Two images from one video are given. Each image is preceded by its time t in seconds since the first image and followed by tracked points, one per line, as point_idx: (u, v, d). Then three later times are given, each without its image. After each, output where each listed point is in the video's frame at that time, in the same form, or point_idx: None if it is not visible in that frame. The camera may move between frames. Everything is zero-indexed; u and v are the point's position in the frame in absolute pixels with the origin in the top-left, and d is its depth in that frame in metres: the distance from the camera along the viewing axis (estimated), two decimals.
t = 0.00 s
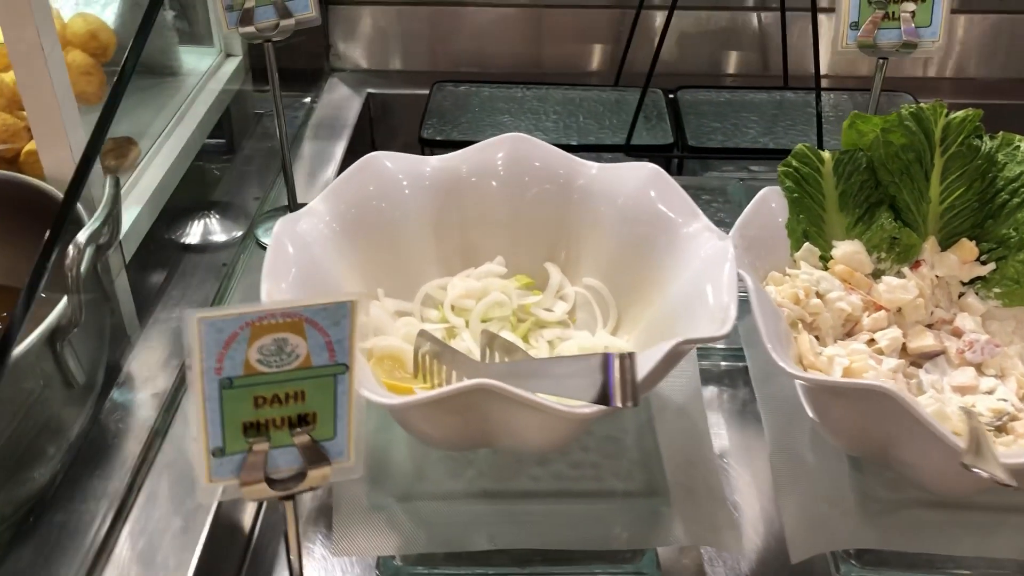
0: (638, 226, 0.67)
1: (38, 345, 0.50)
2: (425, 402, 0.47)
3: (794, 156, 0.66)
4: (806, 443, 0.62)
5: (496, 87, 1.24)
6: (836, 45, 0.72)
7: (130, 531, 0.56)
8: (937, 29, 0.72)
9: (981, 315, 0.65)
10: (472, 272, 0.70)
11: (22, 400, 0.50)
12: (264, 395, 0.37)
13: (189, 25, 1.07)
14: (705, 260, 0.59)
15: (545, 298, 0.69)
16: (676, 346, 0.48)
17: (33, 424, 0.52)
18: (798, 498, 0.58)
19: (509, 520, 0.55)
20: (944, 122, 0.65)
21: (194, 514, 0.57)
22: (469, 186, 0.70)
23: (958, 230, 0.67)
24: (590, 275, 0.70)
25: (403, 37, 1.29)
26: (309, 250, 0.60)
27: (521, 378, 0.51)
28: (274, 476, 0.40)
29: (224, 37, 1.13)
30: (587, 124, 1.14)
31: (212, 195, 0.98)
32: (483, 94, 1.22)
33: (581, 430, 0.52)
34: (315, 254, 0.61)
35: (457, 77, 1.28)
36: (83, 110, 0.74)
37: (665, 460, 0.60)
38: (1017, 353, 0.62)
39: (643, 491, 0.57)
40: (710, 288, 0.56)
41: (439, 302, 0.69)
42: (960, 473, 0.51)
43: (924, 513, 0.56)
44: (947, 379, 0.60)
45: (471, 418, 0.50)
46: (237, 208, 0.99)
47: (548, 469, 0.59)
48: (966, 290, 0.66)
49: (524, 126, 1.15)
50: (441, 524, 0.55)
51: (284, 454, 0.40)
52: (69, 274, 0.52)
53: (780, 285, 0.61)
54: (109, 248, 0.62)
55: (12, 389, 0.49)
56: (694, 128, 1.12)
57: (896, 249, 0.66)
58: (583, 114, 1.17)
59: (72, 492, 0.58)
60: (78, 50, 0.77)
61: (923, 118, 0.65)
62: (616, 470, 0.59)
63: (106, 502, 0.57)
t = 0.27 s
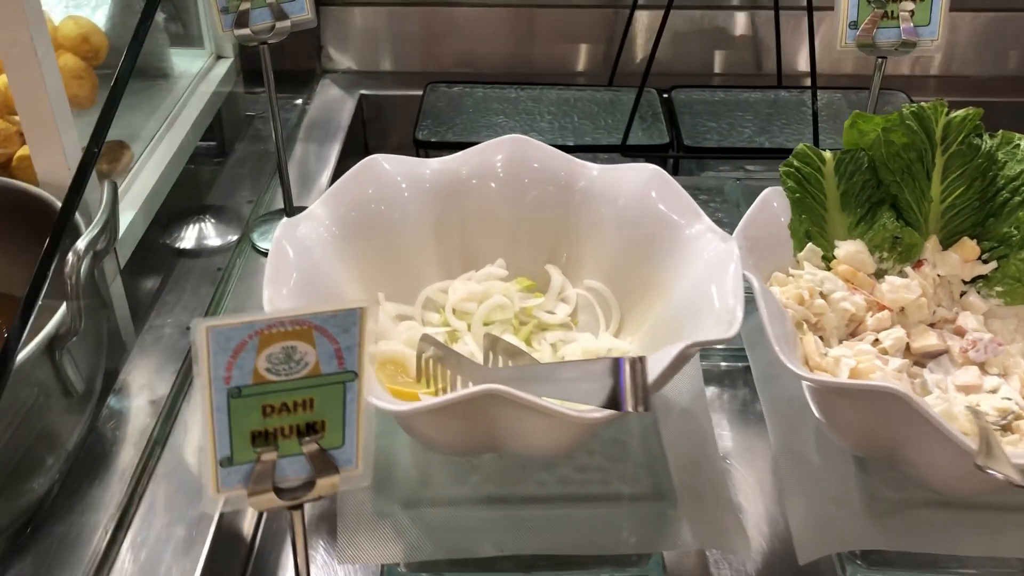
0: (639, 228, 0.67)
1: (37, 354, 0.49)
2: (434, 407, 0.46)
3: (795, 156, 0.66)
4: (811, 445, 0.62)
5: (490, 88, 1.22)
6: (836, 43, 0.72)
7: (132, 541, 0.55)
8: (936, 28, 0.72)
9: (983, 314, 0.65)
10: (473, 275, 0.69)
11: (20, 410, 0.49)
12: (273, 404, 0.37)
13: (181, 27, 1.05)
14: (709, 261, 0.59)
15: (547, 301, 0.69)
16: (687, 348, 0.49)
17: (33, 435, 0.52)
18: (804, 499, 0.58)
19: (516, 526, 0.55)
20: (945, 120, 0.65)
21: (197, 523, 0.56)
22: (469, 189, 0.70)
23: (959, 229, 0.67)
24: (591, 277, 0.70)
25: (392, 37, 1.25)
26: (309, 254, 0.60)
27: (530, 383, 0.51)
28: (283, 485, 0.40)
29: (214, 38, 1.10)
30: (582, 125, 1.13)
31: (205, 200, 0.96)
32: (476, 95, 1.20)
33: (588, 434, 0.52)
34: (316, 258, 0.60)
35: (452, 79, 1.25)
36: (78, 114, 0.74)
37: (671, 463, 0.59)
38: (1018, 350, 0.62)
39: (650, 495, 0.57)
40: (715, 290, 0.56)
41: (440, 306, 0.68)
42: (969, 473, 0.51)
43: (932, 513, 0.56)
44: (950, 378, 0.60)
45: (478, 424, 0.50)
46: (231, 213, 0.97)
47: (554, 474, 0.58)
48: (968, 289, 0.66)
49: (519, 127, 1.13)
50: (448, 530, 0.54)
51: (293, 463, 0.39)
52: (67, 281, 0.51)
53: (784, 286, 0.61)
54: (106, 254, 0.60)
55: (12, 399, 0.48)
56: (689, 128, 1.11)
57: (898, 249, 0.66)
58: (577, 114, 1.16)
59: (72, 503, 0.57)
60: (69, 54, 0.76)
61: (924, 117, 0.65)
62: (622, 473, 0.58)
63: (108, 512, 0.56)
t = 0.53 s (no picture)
0: (641, 228, 0.66)
1: (37, 364, 0.48)
2: (445, 413, 0.46)
3: (796, 155, 0.67)
4: (817, 443, 0.62)
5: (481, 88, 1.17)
6: (835, 39, 0.71)
7: (137, 553, 0.54)
8: (932, 25, 0.72)
9: (984, 309, 0.65)
10: (474, 278, 0.69)
11: (21, 423, 0.48)
12: (286, 414, 0.36)
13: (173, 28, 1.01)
14: (714, 261, 0.59)
15: (549, 302, 0.68)
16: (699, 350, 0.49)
17: (32, 449, 0.51)
18: (812, 498, 0.58)
19: (525, 530, 0.54)
20: (945, 117, 0.65)
21: (200, 533, 0.55)
22: (469, 190, 0.69)
23: (959, 225, 0.67)
24: (593, 278, 0.70)
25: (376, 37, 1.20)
26: (310, 258, 0.59)
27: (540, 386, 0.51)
28: (295, 495, 0.39)
29: (201, 39, 1.06)
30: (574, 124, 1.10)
31: (197, 204, 0.93)
32: (468, 95, 1.14)
33: (597, 437, 0.52)
34: (317, 261, 0.59)
35: (441, 79, 1.21)
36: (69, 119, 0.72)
37: (678, 464, 0.59)
38: (1020, 346, 0.62)
39: (658, 497, 0.57)
40: (721, 290, 0.56)
41: (441, 309, 0.67)
42: (979, 470, 0.50)
43: (939, 510, 0.56)
44: (954, 375, 0.60)
45: (487, 428, 0.49)
46: (223, 215, 0.94)
47: (561, 477, 0.58)
48: (968, 285, 0.66)
49: (513, 128, 1.09)
50: (456, 536, 0.54)
51: (305, 472, 0.39)
52: (67, 289, 0.51)
53: (788, 285, 0.61)
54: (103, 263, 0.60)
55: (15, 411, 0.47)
56: (683, 127, 1.08)
57: (900, 246, 0.66)
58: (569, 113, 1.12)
59: (73, 515, 0.55)
60: (58, 57, 0.74)
61: (924, 114, 0.65)
62: (630, 476, 0.58)
63: (111, 523, 0.55)
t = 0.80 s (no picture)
0: (641, 227, 0.66)
1: (37, 368, 0.48)
2: (451, 414, 0.46)
3: (795, 152, 0.67)
4: (819, 441, 0.62)
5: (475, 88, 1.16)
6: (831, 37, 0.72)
7: (138, 558, 0.54)
8: (929, 22, 0.72)
9: (983, 305, 0.65)
10: (475, 277, 0.68)
11: (21, 428, 0.47)
12: (293, 416, 0.36)
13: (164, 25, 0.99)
14: (716, 259, 0.59)
15: (549, 301, 0.68)
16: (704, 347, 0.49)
17: (29, 456, 0.50)
18: (816, 495, 0.58)
19: (530, 530, 0.54)
20: (943, 113, 0.65)
21: (202, 537, 0.55)
22: (468, 189, 0.69)
23: (958, 221, 0.67)
24: (593, 277, 0.69)
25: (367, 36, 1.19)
26: (310, 258, 0.58)
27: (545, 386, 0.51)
28: (302, 499, 0.39)
29: (193, 37, 1.04)
30: (569, 122, 1.09)
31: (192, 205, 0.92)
32: (462, 94, 1.13)
33: (602, 437, 0.52)
34: (317, 261, 0.58)
35: (435, 77, 1.20)
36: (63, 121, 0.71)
37: (682, 462, 0.59)
38: (1019, 341, 0.62)
39: (662, 495, 0.57)
40: (723, 288, 0.56)
41: (442, 309, 0.67)
42: (984, 465, 0.50)
43: (942, 506, 0.57)
44: (955, 371, 0.60)
45: (492, 428, 0.49)
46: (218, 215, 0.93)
47: (565, 476, 0.58)
48: (968, 281, 0.66)
49: (507, 126, 1.07)
50: (461, 537, 0.53)
51: (312, 475, 0.38)
52: (68, 292, 0.50)
53: (790, 282, 0.61)
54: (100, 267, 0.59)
55: (17, 416, 0.47)
56: (678, 125, 1.07)
57: (900, 243, 0.66)
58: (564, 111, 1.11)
59: (72, 520, 0.55)
60: (50, 57, 0.72)
61: (922, 110, 0.65)
62: (633, 475, 0.58)
63: (112, 528, 0.54)
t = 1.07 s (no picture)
0: (640, 224, 0.66)
1: (34, 374, 0.47)
2: (456, 415, 0.45)
3: (793, 147, 0.67)
4: (820, 436, 0.62)
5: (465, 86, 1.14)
6: (824, 33, 0.72)
7: (137, 565, 0.53)
8: (924, 16, 0.72)
9: (981, 298, 0.65)
10: (473, 276, 0.68)
11: (17, 433, 0.47)
12: (299, 418, 0.35)
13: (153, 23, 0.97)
14: (717, 255, 0.59)
15: (548, 300, 0.68)
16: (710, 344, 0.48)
17: (21, 463, 0.48)
18: (819, 490, 0.58)
19: (535, 530, 0.54)
20: (940, 107, 0.65)
21: (202, 542, 0.54)
22: (465, 188, 0.69)
23: (956, 215, 0.67)
24: (592, 275, 0.69)
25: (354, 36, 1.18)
26: (308, 258, 0.57)
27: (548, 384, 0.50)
28: (308, 502, 0.38)
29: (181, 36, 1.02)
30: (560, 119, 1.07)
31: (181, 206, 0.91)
32: (452, 92, 1.12)
33: (605, 435, 0.52)
34: (315, 261, 0.58)
35: (425, 76, 1.19)
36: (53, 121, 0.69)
37: (685, 460, 0.59)
38: (1017, 334, 0.62)
39: (666, 493, 0.56)
40: (725, 284, 0.55)
41: (440, 308, 0.67)
42: (989, 458, 0.51)
43: (945, 499, 0.57)
44: (954, 364, 0.60)
45: (496, 428, 0.49)
46: (208, 215, 0.90)
47: (567, 475, 0.57)
48: (965, 274, 0.67)
49: (499, 124, 1.06)
50: (465, 538, 0.53)
51: (318, 478, 0.38)
52: (64, 295, 0.50)
53: (790, 277, 0.61)
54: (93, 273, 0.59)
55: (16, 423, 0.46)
56: (670, 121, 1.06)
57: (898, 237, 0.66)
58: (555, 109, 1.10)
59: (68, 529, 0.53)
60: (38, 57, 0.71)
61: (919, 105, 0.66)
62: (636, 473, 0.58)
63: (110, 535, 0.53)
